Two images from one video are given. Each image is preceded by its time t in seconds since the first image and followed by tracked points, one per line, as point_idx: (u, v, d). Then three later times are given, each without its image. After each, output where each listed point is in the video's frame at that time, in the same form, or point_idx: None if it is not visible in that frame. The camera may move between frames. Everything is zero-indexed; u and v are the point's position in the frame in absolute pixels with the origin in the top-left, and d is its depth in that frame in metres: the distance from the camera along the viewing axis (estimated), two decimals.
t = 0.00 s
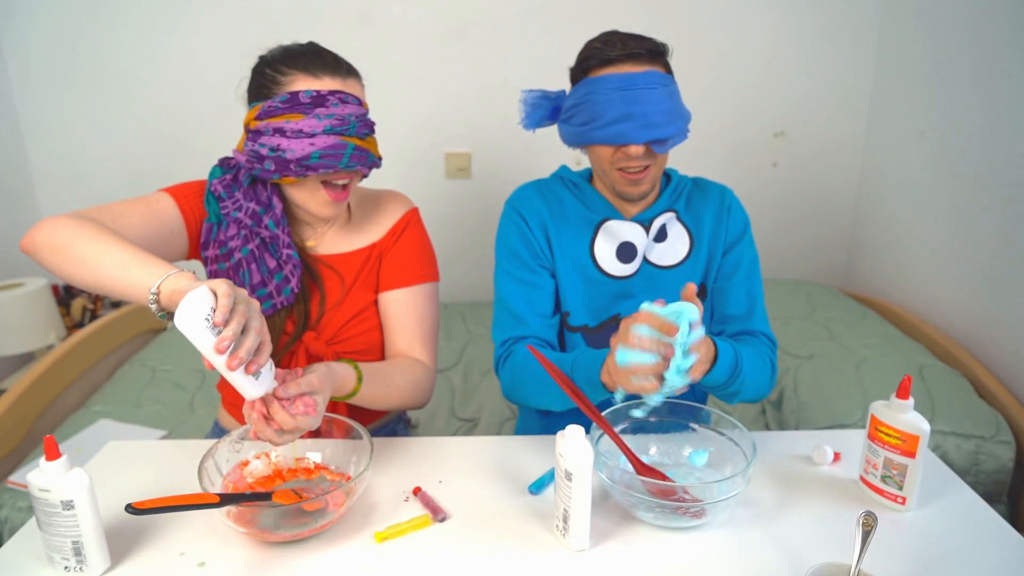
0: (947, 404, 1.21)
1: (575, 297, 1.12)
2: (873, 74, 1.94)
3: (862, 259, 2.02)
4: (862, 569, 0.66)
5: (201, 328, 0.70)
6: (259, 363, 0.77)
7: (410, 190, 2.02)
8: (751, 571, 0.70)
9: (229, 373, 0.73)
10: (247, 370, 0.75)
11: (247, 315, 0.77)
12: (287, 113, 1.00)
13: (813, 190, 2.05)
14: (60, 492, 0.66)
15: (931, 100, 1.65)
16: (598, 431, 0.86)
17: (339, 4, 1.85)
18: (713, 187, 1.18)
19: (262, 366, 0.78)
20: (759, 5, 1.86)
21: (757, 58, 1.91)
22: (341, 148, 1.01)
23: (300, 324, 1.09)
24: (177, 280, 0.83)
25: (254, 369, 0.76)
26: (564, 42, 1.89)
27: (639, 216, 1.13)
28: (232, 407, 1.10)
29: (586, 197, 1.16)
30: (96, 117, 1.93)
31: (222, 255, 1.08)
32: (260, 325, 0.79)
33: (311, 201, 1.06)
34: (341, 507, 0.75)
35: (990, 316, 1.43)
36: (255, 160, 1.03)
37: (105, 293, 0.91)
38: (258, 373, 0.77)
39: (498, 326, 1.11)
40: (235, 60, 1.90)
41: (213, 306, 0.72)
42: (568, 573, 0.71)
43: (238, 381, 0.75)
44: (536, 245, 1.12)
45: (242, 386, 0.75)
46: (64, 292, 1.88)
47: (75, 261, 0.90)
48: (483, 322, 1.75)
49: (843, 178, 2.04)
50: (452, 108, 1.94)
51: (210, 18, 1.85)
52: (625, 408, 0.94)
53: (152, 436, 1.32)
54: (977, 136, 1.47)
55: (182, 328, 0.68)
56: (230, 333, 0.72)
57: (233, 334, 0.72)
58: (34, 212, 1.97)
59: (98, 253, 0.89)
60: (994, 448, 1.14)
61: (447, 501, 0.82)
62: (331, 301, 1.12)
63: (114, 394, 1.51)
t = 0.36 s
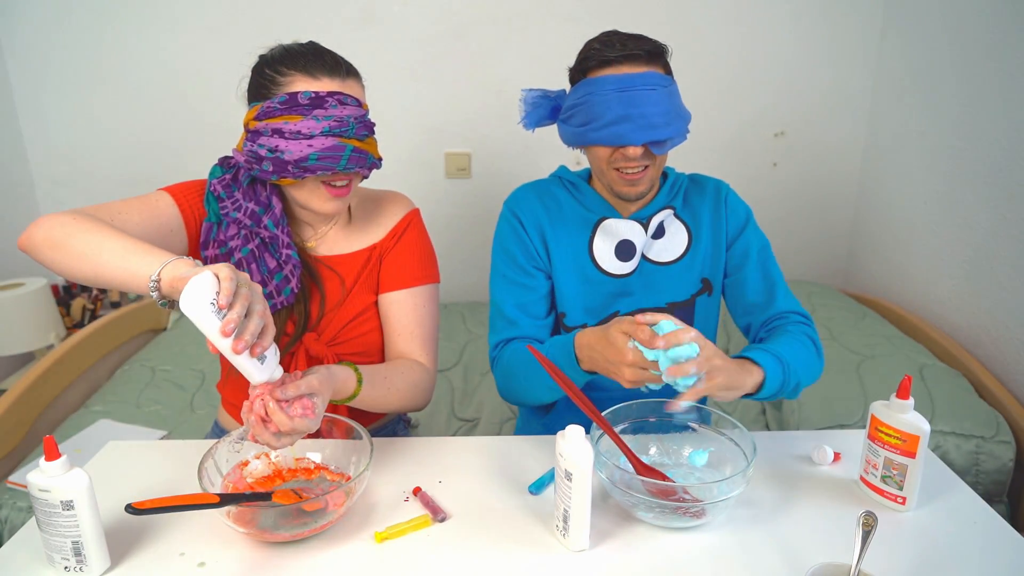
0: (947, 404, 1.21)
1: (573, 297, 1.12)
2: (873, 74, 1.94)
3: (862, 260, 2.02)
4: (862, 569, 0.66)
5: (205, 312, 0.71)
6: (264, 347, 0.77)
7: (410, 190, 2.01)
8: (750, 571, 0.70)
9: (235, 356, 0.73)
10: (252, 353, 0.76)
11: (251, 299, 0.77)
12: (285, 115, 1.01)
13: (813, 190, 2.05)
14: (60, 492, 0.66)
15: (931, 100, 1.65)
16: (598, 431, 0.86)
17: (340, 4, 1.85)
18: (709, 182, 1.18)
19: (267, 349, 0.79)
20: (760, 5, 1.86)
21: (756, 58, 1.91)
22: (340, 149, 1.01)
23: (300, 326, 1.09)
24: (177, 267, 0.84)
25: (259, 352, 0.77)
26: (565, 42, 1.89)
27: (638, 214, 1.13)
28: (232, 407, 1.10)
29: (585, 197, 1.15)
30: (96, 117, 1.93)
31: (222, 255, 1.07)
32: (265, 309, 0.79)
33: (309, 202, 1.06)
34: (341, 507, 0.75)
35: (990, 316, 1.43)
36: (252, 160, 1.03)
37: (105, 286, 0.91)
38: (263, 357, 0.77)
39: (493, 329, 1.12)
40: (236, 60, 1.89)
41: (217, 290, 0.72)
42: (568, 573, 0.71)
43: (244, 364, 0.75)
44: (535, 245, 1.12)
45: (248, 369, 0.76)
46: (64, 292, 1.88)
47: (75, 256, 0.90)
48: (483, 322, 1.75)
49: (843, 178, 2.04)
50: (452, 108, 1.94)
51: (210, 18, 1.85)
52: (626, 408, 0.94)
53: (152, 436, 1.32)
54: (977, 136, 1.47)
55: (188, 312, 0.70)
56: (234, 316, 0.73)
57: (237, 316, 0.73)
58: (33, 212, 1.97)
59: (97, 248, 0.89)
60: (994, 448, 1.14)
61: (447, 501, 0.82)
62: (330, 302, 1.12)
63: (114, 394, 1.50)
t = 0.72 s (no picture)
0: (947, 404, 1.21)
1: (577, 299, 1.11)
2: (872, 74, 1.94)
3: (862, 260, 2.02)
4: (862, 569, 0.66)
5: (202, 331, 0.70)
6: (262, 360, 0.76)
7: (410, 190, 2.02)
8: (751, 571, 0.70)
9: (232, 370, 0.73)
10: (251, 365, 0.75)
11: (248, 311, 0.76)
12: (288, 116, 1.03)
13: (813, 190, 2.05)
14: (60, 492, 0.66)
15: (931, 99, 1.65)
16: (598, 431, 0.86)
17: (340, 4, 1.84)
18: (712, 185, 1.18)
19: (267, 360, 0.78)
20: (759, 4, 1.86)
21: (756, 58, 1.91)
22: (342, 151, 1.04)
23: (300, 327, 1.09)
24: (179, 276, 0.84)
25: (258, 364, 0.76)
26: (565, 42, 1.89)
27: (640, 216, 1.13)
28: (232, 407, 1.09)
29: (587, 198, 1.15)
30: (96, 117, 1.93)
31: (224, 254, 1.08)
32: (264, 319, 0.78)
33: (311, 203, 1.08)
34: (341, 506, 0.75)
35: (990, 316, 1.43)
36: (255, 161, 1.06)
37: (106, 290, 0.91)
38: (262, 368, 0.77)
39: (500, 327, 1.11)
40: (236, 60, 1.89)
41: (211, 306, 0.72)
42: (568, 573, 0.71)
43: (243, 377, 0.74)
44: (537, 246, 1.11)
45: (248, 382, 0.75)
46: (65, 292, 1.88)
47: (76, 258, 0.90)
48: (483, 322, 1.75)
49: (843, 178, 2.04)
50: (452, 108, 1.94)
51: (209, 18, 1.85)
52: (626, 408, 0.95)
53: (152, 436, 1.32)
54: (977, 136, 1.47)
55: (183, 331, 0.69)
56: (230, 332, 0.72)
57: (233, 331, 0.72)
58: (33, 212, 1.97)
59: (98, 251, 0.89)
60: (994, 448, 1.14)
61: (447, 501, 0.82)
62: (331, 303, 1.11)
63: (115, 394, 1.50)
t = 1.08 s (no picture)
0: (948, 405, 1.21)
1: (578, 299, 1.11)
2: (873, 74, 1.94)
3: (861, 260, 2.02)
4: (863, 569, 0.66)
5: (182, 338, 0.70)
6: (252, 360, 0.76)
7: (410, 190, 2.02)
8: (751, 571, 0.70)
9: (220, 372, 0.73)
10: (240, 365, 0.75)
11: (233, 311, 0.75)
12: (290, 116, 1.03)
13: (813, 190, 2.05)
14: (60, 492, 0.66)
15: (932, 99, 1.65)
16: (598, 431, 0.86)
17: (339, 4, 1.84)
18: (716, 188, 1.17)
19: (258, 358, 0.77)
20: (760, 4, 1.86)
21: (756, 58, 1.91)
22: (343, 152, 1.03)
23: (302, 328, 1.09)
24: (166, 274, 0.84)
25: (248, 364, 0.76)
26: (564, 43, 1.89)
27: (642, 216, 1.13)
28: (232, 407, 1.09)
29: (589, 198, 1.15)
30: (96, 117, 1.93)
31: (225, 255, 1.08)
32: (251, 317, 0.76)
33: (313, 204, 1.08)
34: (341, 507, 0.75)
35: (990, 316, 1.43)
36: (256, 161, 1.06)
37: (103, 291, 0.91)
38: (252, 368, 0.76)
39: (499, 327, 1.11)
40: (236, 60, 1.89)
41: (192, 310, 0.71)
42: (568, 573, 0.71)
43: (232, 378, 0.74)
44: (538, 247, 1.11)
45: (239, 382, 0.75)
46: (64, 293, 1.88)
47: (71, 259, 0.90)
48: (483, 322, 1.75)
49: (843, 178, 2.04)
50: (452, 108, 1.94)
51: (209, 18, 1.85)
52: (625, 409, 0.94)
53: (153, 436, 1.32)
54: (977, 136, 1.47)
55: (164, 338, 0.69)
56: (212, 336, 0.72)
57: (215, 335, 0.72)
58: (33, 212, 1.97)
59: (93, 252, 0.89)
60: (994, 448, 1.14)
61: (447, 501, 0.82)
62: (333, 303, 1.11)
63: (114, 394, 1.50)
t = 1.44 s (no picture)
0: (948, 405, 1.21)
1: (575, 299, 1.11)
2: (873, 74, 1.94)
3: (861, 260, 2.02)
4: (862, 569, 0.66)
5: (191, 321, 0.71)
6: (257, 348, 0.77)
7: (410, 190, 2.02)
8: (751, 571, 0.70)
9: (226, 359, 0.73)
10: (245, 354, 0.76)
11: (240, 299, 0.77)
12: (290, 117, 1.04)
13: (813, 191, 2.05)
14: (61, 492, 0.66)
15: (932, 99, 1.65)
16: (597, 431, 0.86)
17: (339, 4, 1.84)
18: (714, 187, 1.16)
19: (261, 348, 0.78)
20: (759, 4, 1.86)
21: (756, 58, 1.91)
22: (343, 153, 1.04)
23: (301, 328, 1.09)
24: (168, 265, 0.84)
25: (253, 352, 0.77)
26: (564, 43, 1.89)
27: (637, 215, 1.12)
28: (232, 406, 1.09)
29: (585, 197, 1.14)
30: (97, 117, 1.93)
31: (224, 254, 1.08)
32: (256, 308, 0.78)
33: (311, 203, 1.08)
34: (340, 506, 0.75)
35: (990, 316, 1.43)
36: (256, 161, 1.06)
37: (103, 285, 0.91)
38: (257, 357, 0.77)
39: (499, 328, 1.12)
40: (236, 60, 1.89)
41: (200, 296, 0.73)
42: (568, 573, 0.71)
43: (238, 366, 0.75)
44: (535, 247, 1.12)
45: (244, 370, 0.76)
46: (65, 292, 1.88)
47: (71, 253, 0.90)
48: (483, 321, 1.75)
49: (843, 178, 2.04)
50: (452, 108, 1.94)
51: (210, 17, 1.85)
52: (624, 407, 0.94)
53: (153, 436, 1.32)
54: (977, 136, 1.47)
55: (173, 321, 0.70)
56: (220, 321, 0.73)
57: (224, 320, 0.73)
58: (34, 211, 1.97)
59: (93, 247, 0.89)
60: (994, 448, 1.14)
61: (446, 501, 0.82)
62: (332, 303, 1.11)
63: (115, 393, 1.50)
